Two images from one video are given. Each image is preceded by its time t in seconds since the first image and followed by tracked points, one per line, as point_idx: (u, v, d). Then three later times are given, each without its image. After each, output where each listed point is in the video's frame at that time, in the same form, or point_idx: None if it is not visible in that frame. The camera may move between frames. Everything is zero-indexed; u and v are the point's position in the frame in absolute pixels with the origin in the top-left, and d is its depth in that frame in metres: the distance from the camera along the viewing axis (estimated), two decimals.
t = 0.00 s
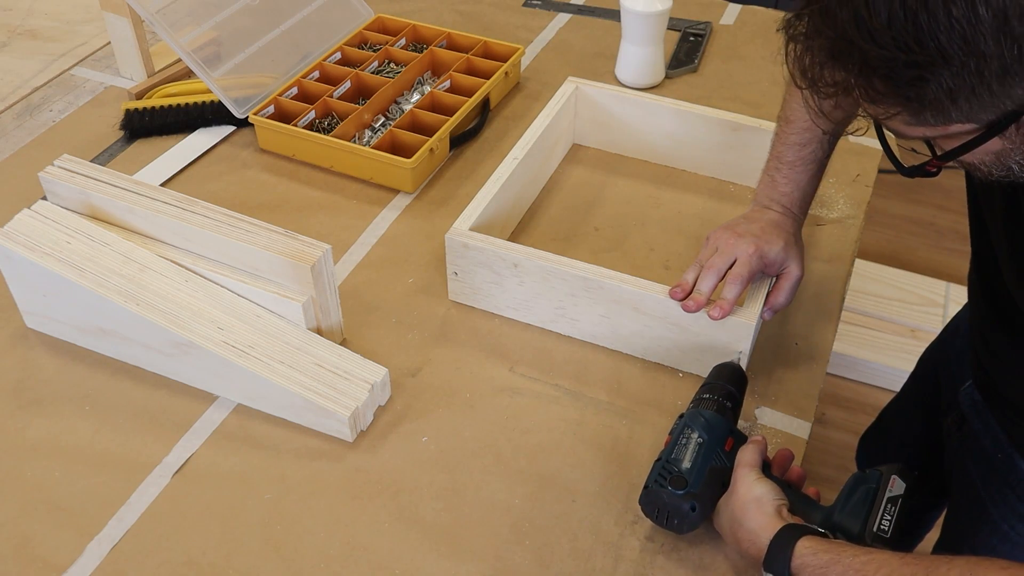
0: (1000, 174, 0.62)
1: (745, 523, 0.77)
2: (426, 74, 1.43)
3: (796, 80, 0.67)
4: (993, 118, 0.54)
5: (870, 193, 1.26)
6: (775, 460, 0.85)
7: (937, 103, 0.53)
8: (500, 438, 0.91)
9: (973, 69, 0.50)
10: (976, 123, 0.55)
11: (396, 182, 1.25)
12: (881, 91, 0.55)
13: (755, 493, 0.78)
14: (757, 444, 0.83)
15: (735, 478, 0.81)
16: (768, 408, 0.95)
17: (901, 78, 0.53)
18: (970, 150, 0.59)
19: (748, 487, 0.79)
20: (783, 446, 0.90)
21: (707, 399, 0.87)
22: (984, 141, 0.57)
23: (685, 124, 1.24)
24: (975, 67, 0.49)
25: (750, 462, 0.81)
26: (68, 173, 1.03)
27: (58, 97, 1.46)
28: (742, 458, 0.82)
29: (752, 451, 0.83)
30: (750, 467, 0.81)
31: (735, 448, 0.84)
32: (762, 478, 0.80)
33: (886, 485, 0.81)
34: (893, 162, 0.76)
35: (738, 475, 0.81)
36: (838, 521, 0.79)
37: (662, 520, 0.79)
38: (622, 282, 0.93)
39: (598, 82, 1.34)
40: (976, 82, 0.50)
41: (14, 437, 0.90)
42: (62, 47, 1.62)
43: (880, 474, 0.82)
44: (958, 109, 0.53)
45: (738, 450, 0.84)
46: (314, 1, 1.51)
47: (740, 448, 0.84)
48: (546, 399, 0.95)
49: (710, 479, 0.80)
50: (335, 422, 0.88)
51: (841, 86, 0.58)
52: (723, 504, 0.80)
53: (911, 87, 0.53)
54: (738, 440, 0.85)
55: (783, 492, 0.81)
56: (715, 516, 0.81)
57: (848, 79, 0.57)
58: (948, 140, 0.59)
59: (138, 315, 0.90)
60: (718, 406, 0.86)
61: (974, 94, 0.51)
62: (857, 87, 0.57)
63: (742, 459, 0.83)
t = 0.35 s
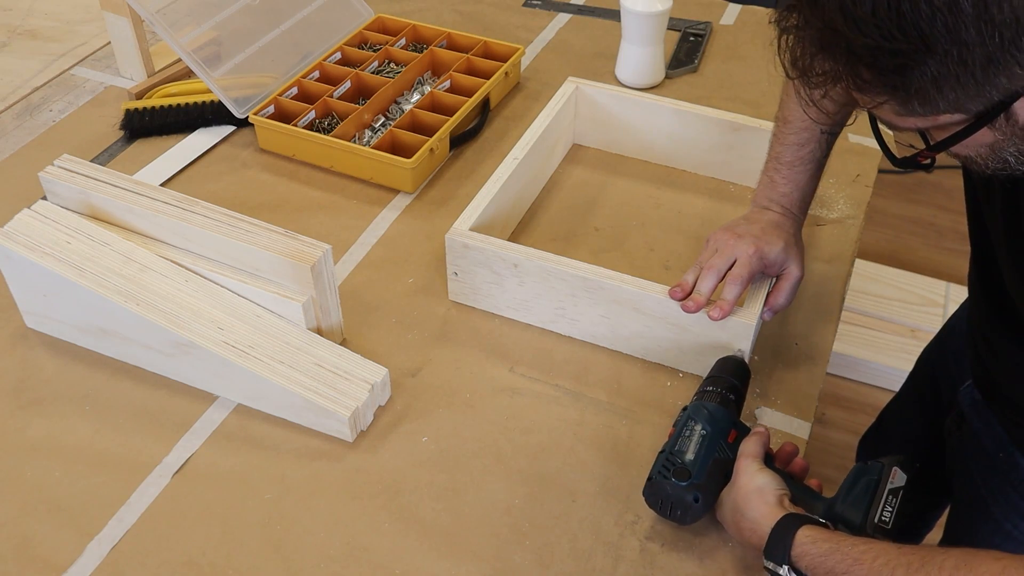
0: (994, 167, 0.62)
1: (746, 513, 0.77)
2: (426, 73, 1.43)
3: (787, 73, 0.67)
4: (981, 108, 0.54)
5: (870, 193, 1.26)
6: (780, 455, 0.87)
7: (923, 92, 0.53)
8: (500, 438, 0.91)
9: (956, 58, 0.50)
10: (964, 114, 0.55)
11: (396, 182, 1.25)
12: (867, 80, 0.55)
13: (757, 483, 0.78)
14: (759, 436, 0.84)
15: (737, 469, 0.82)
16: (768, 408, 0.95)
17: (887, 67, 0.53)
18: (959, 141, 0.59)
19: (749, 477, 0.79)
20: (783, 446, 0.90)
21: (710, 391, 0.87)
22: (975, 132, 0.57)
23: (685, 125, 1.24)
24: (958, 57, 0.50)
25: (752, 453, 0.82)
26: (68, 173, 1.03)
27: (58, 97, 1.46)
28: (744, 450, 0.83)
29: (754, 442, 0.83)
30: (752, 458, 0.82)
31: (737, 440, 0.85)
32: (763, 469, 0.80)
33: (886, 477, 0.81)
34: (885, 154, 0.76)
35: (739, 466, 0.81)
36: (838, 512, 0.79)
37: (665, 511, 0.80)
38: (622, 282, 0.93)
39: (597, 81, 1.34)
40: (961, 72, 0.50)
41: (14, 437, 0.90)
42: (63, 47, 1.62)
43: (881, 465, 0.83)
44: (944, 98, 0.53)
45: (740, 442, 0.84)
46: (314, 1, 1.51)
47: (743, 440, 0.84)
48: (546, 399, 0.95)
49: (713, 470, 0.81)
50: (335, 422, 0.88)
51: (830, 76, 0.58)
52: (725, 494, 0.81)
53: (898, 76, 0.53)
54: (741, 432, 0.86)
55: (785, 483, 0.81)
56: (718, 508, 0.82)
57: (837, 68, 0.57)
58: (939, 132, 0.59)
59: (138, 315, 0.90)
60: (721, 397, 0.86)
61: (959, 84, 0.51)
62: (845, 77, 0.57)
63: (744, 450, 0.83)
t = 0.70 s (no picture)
0: (994, 164, 0.62)
1: (751, 505, 0.77)
2: (426, 74, 1.43)
3: (785, 71, 0.67)
4: (975, 104, 0.54)
5: (871, 193, 1.26)
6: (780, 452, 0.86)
7: (918, 90, 0.53)
8: (500, 438, 0.91)
9: (947, 56, 0.50)
10: (960, 111, 0.55)
11: (396, 182, 1.25)
12: (863, 78, 0.55)
13: (760, 476, 0.79)
14: (760, 430, 0.84)
15: (741, 464, 0.82)
16: (768, 408, 0.95)
17: (882, 64, 0.53)
18: (958, 138, 0.59)
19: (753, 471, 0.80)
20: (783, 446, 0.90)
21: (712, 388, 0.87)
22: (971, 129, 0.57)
23: (685, 124, 1.24)
24: (950, 54, 0.50)
25: (755, 447, 0.82)
26: (68, 173, 1.03)
27: (58, 97, 1.46)
28: (747, 443, 0.83)
29: (756, 437, 0.84)
30: (755, 453, 0.82)
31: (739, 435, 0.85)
32: (766, 462, 0.81)
33: (889, 469, 0.81)
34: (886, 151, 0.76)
35: (743, 460, 0.81)
36: (843, 505, 0.80)
37: (670, 507, 0.79)
38: (622, 283, 0.93)
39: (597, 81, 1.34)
40: (955, 70, 0.50)
41: (14, 437, 0.90)
42: (62, 47, 1.62)
43: (885, 458, 0.83)
44: (938, 96, 0.53)
45: (742, 437, 0.85)
46: (314, 1, 1.51)
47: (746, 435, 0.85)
48: (546, 399, 0.95)
49: (717, 465, 0.81)
50: (335, 422, 0.88)
51: (826, 74, 0.58)
52: (729, 489, 0.81)
53: (893, 73, 0.53)
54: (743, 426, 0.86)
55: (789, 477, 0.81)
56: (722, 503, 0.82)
57: (832, 66, 0.56)
58: (936, 129, 0.59)
59: (138, 315, 0.90)
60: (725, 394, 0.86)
61: (952, 81, 0.51)
62: (840, 75, 0.57)
63: (746, 444, 0.84)
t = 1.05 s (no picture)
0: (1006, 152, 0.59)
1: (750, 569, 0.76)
2: (426, 73, 1.43)
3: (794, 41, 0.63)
4: (993, 76, 0.51)
5: (871, 193, 1.26)
6: (773, 505, 0.84)
7: (936, 58, 0.50)
8: (500, 438, 0.90)
9: (968, 18, 0.47)
10: (975, 83, 0.52)
11: (396, 182, 1.25)
12: (876, 44, 0.52)
13: (761, 538, 0.77)
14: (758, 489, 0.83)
15: (738, 522, 0.80)
16: (768, 408, 0.94)
17: (899, 28, 0.49)
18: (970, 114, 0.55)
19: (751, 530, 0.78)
20: (782, 446, 0.90)
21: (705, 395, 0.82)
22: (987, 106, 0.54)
23: (686, 124, 1.24)
24: (970, 16, 0.47)
25: (754, 503, 0.81)
26: (68, 174, 1.03)
27: (58, 97, 1.46)
28: (744, 499, 0.82)
29: (754, 493, 0.82)
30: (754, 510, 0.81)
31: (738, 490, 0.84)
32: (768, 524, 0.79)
33: (890, 543, 0.82)
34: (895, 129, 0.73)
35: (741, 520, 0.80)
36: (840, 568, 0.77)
37: (660, 554, 0.77)
38: (622, 282, 0.93)
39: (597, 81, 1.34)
40: (975, 34, 0.47)
41: (14, 437, 0.90)
42: (63, 47, 1.62)
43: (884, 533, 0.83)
44: (954, 65, 0.50)
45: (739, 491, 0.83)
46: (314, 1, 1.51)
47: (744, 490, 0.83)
48: (546, 399, 0.95)
49: (713, 516, 0.80)
50: (335, 422, 0.88)
51: (836, 40, 0.54)
52: (726, 546, 0.79)
53: (910, 39, 0.49)
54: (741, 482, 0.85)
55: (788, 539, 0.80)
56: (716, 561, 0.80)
57: (844, 31, 0.53)
58: (948, 105, 0.56)
59: (138, 315, 0.90)
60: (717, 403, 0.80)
61: (971, 50, 0.48)
62: (853, 41, 0.53)
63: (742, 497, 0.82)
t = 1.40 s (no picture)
0: None
1: None
2: (426, 73, 1.43)
3: None
4: None
5: (870, 193, 1.26)
6: None
7: None
8: (500, 437, 0.90)
9: None
10: None
11: (396, 182, 1.25)
12: None
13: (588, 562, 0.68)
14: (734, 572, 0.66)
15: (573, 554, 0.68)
16: (768, 408, 0.94)
17: None
18: None
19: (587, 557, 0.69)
20: (783, 445, 0.90)
21: (527, 463, 0.65)
22: None
23: (685, 124, 1.24)
24: None
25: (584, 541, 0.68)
26: (68, 174, 1.03)
27: (58, 97, 1.46)
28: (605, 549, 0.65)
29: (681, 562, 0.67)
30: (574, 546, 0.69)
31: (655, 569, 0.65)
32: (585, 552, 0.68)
33: None
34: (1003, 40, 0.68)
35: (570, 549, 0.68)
36: None
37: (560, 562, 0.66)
38: (622, 282, 0.93)
39: (596, 81, 1.34)
40: None
41: (14, 437, 0.90)
42: (63, 47, 1.62)
43: None
44: None
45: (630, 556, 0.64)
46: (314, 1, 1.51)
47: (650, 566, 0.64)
48: (546, 399, 0.95)
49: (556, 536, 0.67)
50: (335, 422, 0.88)
51: None
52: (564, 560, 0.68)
53: None
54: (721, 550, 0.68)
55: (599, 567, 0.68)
56: None
57: None
58: None
59: (138, 315, 0.90)
60: (539, 468, 0.65)
61: None
62: None
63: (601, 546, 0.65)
